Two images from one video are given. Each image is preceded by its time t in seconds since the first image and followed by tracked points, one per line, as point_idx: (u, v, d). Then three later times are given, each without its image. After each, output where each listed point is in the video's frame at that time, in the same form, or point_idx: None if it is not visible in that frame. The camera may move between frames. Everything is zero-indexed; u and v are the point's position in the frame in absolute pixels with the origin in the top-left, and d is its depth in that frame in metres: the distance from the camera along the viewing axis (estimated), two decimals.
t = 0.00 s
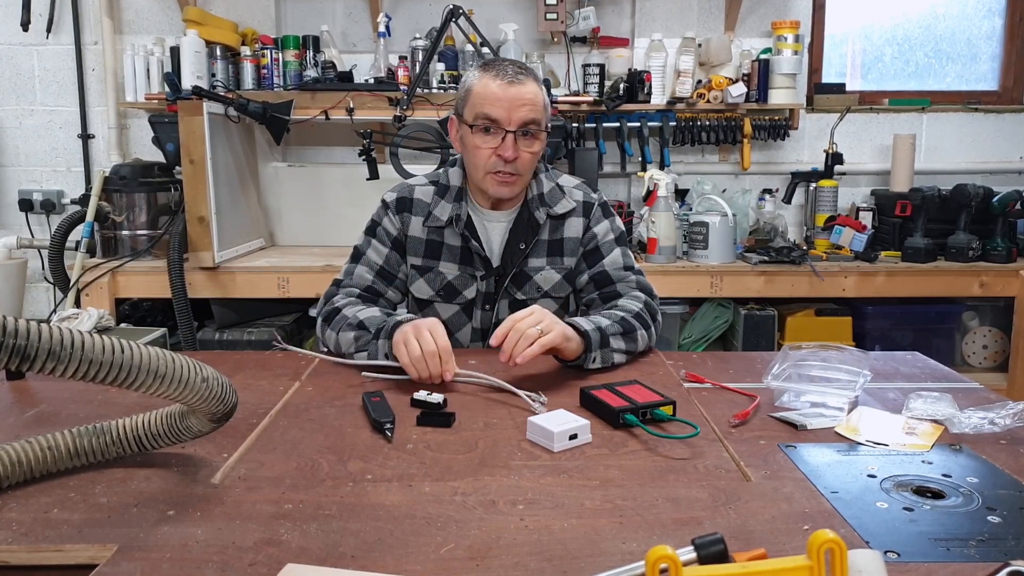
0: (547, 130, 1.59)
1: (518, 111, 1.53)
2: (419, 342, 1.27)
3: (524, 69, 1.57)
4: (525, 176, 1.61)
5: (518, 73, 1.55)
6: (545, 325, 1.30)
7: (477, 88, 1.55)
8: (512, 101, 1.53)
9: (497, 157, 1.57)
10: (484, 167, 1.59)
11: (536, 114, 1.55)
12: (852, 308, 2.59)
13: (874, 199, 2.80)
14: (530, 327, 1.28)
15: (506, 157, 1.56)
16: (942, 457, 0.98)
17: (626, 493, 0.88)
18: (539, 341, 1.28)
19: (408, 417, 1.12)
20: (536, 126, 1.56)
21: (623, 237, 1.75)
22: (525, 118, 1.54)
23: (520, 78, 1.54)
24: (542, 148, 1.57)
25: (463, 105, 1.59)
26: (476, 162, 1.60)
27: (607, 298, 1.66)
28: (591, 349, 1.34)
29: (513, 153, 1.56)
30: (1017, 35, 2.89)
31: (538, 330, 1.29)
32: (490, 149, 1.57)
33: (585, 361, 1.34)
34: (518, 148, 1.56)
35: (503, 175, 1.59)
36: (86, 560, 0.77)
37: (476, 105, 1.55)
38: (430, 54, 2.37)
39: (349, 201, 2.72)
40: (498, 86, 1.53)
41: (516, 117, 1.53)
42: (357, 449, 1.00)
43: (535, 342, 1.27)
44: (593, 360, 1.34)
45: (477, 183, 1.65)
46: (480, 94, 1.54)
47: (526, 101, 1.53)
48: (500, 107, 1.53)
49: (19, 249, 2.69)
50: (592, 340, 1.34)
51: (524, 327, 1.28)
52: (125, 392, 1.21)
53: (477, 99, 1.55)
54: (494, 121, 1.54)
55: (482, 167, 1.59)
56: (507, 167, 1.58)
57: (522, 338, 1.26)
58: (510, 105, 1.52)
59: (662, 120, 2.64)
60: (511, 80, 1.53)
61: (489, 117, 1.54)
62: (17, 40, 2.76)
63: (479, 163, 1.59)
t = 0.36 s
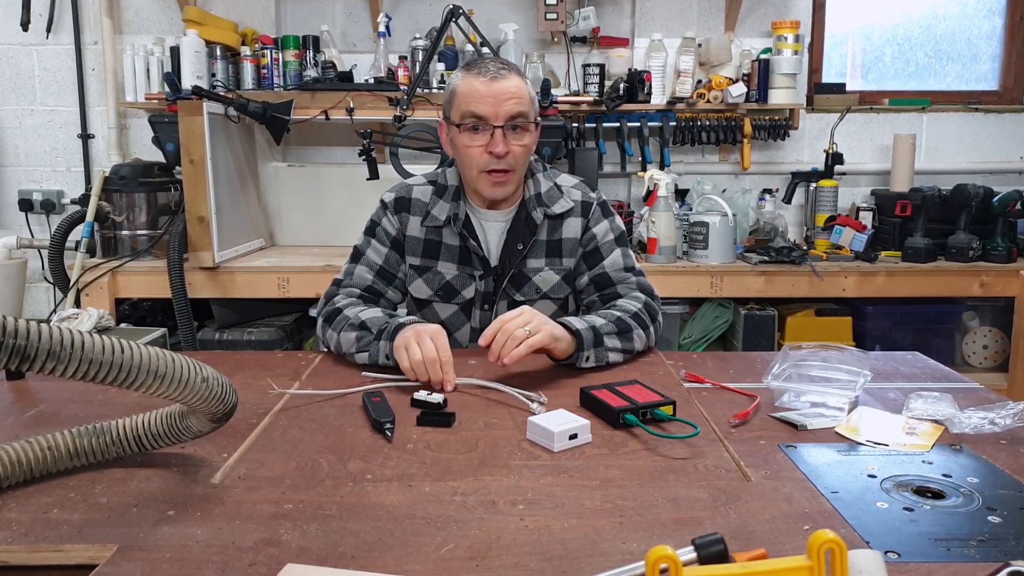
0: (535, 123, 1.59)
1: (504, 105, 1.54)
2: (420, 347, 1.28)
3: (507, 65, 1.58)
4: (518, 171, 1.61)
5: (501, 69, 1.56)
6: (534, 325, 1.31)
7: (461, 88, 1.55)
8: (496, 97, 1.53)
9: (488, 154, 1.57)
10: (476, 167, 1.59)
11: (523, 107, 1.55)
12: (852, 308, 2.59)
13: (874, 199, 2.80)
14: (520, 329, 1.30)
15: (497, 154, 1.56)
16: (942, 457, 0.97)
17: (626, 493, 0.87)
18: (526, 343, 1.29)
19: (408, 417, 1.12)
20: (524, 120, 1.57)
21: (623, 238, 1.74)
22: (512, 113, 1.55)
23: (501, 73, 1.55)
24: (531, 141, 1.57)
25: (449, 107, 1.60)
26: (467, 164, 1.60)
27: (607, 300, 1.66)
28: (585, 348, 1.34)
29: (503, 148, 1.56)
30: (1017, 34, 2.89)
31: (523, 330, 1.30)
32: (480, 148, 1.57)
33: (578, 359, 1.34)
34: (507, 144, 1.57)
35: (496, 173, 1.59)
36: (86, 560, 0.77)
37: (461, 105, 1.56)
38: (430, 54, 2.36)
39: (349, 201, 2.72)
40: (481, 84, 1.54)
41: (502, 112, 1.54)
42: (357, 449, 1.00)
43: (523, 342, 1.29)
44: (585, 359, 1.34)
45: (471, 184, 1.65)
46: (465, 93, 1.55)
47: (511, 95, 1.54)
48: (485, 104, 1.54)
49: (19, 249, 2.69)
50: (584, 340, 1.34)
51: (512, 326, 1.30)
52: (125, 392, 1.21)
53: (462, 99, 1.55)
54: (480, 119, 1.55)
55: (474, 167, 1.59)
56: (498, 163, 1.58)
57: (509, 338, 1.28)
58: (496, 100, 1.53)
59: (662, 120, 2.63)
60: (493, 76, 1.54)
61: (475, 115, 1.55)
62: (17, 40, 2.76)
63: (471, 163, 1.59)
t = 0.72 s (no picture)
0: (509, 123, 1.58)
1: (476, 107, 1.53)
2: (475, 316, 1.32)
3: (476, 65, 1.57)
4: (497, 172, 1.61)
5: (470, 71, 1.55)
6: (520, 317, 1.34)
7: (432, 94, 1.55)
8: (467, 100, 1.52)
9: (464, 158, 1.57)
10: (454, 172, 1.59)
11: (495, 107, 1.55)
12: (852, 308, 2.59)
13: (874, 199, 2.80)
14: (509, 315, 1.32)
15: (474, 157, 1.56)
16: (942, 457, 0.97)
17: (626, 493, 0.87)
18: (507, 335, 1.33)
19: (408, 417, 1.12)
20: (497, 120, 1.56)
21: (611, 236, 1.73)
22: (484, 114, 1.54)
23: (471, 75, 1.54)
24: (507, 140, 1.56)
25: (422, 114, 1.59)
26: (445, 169, 1.60)
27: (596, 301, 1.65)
28: (557, 340, 1.37)
29: (478, 151, 1.56)
30: (1018, 34, 2.89)
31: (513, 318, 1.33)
32: (457, 152, 1.57)
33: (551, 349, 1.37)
34: (483, 146, 1.56)
35: (475, 177, 1.59)
36: (86, 560, 0.76)
37: (434, 111, 1.55)
38: (430, 53, 2.36)
39: (349, 201, 2.72)
40: (451, 88, 1.53)
41: (475, 114, 1.53)
42: (357, 449, 1.00)
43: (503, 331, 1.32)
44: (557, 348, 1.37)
45: (452, 189, 1.65)
46: (436, 99, 1.54)
47: (482, 96, 1.53)
48: (456, 108, 1.53)
49: (18, 249, 2.69)
50: (552, 332, 1.37)
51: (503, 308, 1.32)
52: (125, 392, 1.21)
53: (434, 105, 1.55)
54: (453, 124, 1.54)
55: (453, 173, 1.59)
56: (476, 166, 1.57)
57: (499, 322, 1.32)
58: (467, 104, 1.52)
59: (662, 120, 2.63)
60: (462, 79, 1.53)
61: (448, 119, 1.54)
62: (16, 39, 2.76)
63: (449, 168, 1.59)
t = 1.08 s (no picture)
0: (490, 131, 1.58)
1: (456, 117, 1.52)
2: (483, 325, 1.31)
3: (455, 73, 1.56)
4: (480, 182, 1.61)
5: (449, 80, 1.54)
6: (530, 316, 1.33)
7: (410, 105, 1.54)
8: (447, 110, 1.52)
9: (447, 169, 1.56)
10: (436, 182, 1.58)
11: (476, 116, 1.54)
12: (853, 308, 2.58)
13: (875, 199, 2.80)
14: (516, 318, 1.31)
15: (456, 168, 1.56)
16: (943, 457, 0.97)
17: (626, 493, 0.87)
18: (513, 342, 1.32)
19: (408, 417, 1.11)
20: (479, 129, 1.56)
21: (608, 241, 1.74)
22: (465, 124, 1.53)
23: (450, 84, 1.53)
24: (489, 149, 1.56)
25: (401, 124, 1.58)
26: (427, 181, 1.60)
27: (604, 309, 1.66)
28: (569, 350, 1.34)
29: (461, 162, 1.55)
30: (1018, 34, 2.89)
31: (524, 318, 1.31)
32: (438, 163, 1.56)
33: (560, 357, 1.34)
34: (465, 156, 1.56)
35: (458, 187, 1.59)
36: (85, 561, 0.76)
37: (413, 121, 1.54)
38: (430, 53, 2.36)
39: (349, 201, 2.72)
40: (430, 99, 1.52)
41: (455, 123, 1.52)
42: (357, 449, 1.00)
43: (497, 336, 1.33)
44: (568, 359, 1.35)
45: (434, 199, 1.64)
46: (415, 109, 1.53)
47: (462, 105, 1.52)
48: (437, 118, 1.52)
49: (18, 249, 2.68)
50: (567, 341, 1.34)
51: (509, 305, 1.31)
52: (125, 392, 1.20)
53: (413, 115, 1.54)
54: (434, 135, 1.54)
55: (435, 184, 1.59)
56: (459, 177, 1.57)
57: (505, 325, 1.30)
58: (447, 114, 1.51)
59: (663, 120, 2.64)
60: (441, 89, 1.52)
61: (428, 130, 1.53)
62: (16, 39, 2.76)
63: (431, 180, 1.58)
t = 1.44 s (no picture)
0: (448, 122, 1.60)
1: (414, 112, 1.54)
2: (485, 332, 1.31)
3: (404, 72, 1.58)
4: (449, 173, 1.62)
5: (400, 79, 1.56)
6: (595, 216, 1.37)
7: (367, 109, 1.55)
8: (404, 106, 1.53)
9: (417, 165, 1.57)
10: (408, 181, 1.58)
11: (432, 109, 1.56)
12: (853, 308, 2.58)
13: (875, 199, 2.80)
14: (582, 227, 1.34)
15: (425, 161, 1.56)
16: (943, 457, 0.97)
17: (626, 494, 0.87)
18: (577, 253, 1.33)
19: (408, 417, 1.11)
20: (437, 121, 1.58)
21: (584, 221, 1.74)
22: (424, 117, 1.55)
23: (402, 82, 1.55)
24: (451, 139, 1.58)
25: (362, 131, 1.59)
26: (399, 182, 1.59)
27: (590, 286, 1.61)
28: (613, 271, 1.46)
29: (429, 155, 1.56)
30: (1019, 33, 2.89)
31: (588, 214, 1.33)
32: (406, 161, 1.57)
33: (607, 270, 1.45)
34: (431, 149, 1.57)
35: (431, 182, 1.59)
36: (85, 561, 0.76)
37: (373, 124, 1.55)
38: (430, 53, 2.35)
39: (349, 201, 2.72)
40: (386, 99, 1.54)
41: (415, 118, 1.54)
42: (357, 449, 1.00)
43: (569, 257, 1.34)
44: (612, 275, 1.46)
45: (408, 200, 1.64)
46: (373, 112, 1.55)
47: (417, 100, 1.54)
48: (396, 116, 1.53)
49: (17, 249, 2.68)
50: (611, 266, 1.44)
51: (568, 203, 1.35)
52: (124, 392, 1.20)
53: (372, 118, 1.55)
54: (396, 133, 1.55)
55: (408, 182, 1.58)
56: (429, 171, 1.58)
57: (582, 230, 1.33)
58: (405, 110, 1.53)
59: (663, 119, 2.64)
60: (395, 87, 1.53)
61: (390, 129, 1.54)
62: (15, 39, 2.76)
63: (402, 179, 1.58)
